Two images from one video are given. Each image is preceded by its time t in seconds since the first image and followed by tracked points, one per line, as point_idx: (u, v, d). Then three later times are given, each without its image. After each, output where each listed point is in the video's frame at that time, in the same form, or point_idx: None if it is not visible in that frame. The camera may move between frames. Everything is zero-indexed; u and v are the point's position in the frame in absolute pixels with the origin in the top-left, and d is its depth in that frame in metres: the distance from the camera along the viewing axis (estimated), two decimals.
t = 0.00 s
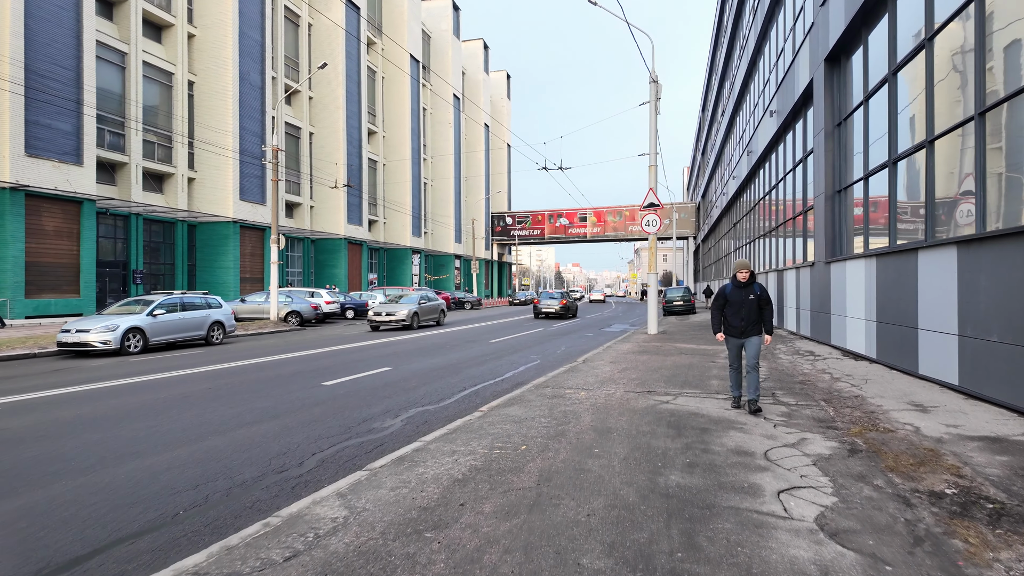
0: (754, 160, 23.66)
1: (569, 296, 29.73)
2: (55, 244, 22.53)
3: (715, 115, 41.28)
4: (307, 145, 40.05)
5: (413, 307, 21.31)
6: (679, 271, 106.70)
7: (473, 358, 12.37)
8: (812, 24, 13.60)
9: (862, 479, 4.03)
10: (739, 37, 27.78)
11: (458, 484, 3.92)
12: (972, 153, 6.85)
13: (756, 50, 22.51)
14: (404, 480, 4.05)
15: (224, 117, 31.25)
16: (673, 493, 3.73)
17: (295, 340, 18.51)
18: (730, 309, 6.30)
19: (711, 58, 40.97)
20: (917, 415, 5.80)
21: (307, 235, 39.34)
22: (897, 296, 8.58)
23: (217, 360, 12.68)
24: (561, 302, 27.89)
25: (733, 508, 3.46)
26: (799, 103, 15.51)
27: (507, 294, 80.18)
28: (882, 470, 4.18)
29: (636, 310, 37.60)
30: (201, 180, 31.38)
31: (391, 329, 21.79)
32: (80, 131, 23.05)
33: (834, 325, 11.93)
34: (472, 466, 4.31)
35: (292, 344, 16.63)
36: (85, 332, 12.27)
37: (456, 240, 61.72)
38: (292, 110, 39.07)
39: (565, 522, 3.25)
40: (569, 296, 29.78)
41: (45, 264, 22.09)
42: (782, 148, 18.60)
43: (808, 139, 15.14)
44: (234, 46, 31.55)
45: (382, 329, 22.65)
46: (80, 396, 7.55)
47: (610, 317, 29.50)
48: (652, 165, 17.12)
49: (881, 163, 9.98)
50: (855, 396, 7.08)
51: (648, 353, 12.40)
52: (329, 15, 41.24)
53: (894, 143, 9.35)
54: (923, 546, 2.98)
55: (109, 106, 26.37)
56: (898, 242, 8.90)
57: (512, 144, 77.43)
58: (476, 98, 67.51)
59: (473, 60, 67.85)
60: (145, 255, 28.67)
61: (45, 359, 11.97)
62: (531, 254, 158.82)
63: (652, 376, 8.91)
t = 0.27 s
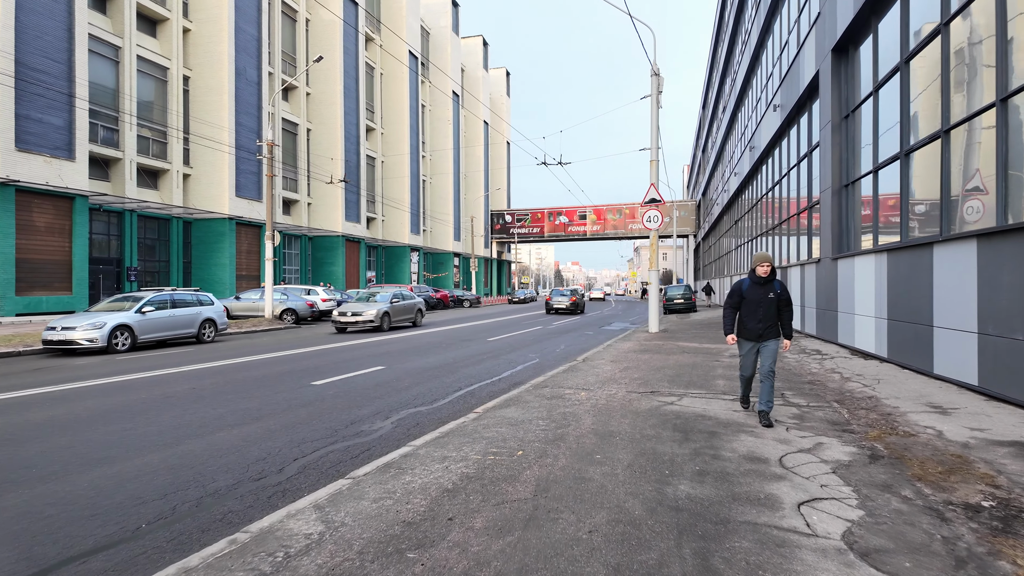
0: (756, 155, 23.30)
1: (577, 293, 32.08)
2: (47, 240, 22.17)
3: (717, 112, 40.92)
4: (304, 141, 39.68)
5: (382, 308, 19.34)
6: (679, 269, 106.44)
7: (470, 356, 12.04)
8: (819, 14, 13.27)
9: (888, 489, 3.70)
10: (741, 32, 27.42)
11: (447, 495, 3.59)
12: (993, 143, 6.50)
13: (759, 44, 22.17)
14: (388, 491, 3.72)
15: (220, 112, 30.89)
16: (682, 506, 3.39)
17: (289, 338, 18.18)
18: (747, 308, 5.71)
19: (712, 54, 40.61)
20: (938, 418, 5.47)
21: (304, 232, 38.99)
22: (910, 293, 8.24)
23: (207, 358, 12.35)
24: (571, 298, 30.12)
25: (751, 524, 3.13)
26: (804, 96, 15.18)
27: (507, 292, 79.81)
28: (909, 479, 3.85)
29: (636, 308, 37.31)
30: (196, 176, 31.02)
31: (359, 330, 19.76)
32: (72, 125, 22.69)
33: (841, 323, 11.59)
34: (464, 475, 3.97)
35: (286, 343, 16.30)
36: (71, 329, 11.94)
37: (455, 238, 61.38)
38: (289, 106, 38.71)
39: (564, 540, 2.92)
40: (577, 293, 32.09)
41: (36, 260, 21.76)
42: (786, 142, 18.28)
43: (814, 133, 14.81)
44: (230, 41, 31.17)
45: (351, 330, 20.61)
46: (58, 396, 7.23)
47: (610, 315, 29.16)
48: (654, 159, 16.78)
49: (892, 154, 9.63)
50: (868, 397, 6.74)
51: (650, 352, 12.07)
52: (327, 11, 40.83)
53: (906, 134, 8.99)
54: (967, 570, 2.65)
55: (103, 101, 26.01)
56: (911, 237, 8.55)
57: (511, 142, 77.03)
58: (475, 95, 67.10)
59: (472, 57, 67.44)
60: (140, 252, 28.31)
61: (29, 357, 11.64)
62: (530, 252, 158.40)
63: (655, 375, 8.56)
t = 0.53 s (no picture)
0: (759, 153, 22.96)
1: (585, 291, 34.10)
2: (39, 239, 21.85)
3: (718, 110, 40.60)
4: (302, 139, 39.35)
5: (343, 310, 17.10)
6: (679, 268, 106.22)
7: (466, 358, 11.74)
8: (824, 8, 12.95)
9: (914, 513, 3.39)
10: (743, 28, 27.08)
11: (431, 521, 3.28)
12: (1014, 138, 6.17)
13: (762, 40, 21.84)
14: (368, 515, 3.41)
15: (215, 110, 30.56)
16: (689, 535, 3.08)
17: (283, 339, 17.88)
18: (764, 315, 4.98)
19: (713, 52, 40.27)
20: (958, 429, 5.15)
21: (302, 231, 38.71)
22: (923, 294, 7.93)
23: (196, 361, 12.04)
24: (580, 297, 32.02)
25: (767, 557, 2.82)
26: (809, 91, 14.85)
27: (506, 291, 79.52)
28: (936, 502, 3.53)
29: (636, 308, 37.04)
30: (192, 174, 30.71)
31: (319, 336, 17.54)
32: (64, 122, 22.38)
33: (848, 325, 11.29)
34: (451, 496, 3.66)
35: (280, 344, 15.99)
36: (57, 331, 11.62)
37: (454, 237, 61.09)
38: (286, 104, 38.39)
39: None
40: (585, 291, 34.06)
41: (29, 260, 21.45)
42: (789, 140, 17.98)
43: (819, 130, 14.48)
44: (226, 37, 30.82)
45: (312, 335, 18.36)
46: (33, 402, 6.92)
47: (610, 315, 28.87)
48: (654, 157, 16.45)
49: (902, 150, 9.30)
50: (882, 404, 6.42)
51: (651, 354, 11.76)
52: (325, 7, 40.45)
53: (917, 129, 8.66)
54: None
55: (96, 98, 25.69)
56: (924, 236, 8.22)
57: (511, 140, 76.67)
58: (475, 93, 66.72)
59: (471, 55, 67.05)
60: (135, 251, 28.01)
61: (13, 360, 11.32)
62: (530, 251, 158.14)
63: (656, 380, 8.24)
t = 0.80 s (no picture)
0: (759, 150, 22.64)
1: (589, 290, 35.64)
2: (28, 238, 21.49)
3: (717, 108, 40.29)
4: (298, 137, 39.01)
5: (288, 313, 14.56)
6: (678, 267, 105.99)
7: (460, 358, 11.41)
8: None
9: (940, 531, 3.07)
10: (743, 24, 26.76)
11: (406, 541, 2.97)
12: None
13: (762, 35, 21.52)
14: (336, 534, 3.09)
15: (209, 107, 30.24)
16: (691, 559, 2.76)
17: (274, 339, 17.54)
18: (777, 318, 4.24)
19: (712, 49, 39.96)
20: (976, 434, 4.84)
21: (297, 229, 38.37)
22: (933, 292, 7.62)
23: (182, 361, 11.71)
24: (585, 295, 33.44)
25: None
26: (811, 85, 14.54)
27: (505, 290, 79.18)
28: (963, 519, 3.21)
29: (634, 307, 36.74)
30: (186, 172, 30.38)
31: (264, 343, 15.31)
32: (54, 119, 22.04)
33: (852, 323, 10.99)
34: (429, 512, 3.35)
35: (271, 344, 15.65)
36: (38, 331, 11.29)
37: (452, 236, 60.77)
38: (282, 101, 38.06)
39: None
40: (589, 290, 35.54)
41: (18, 258, 21.10)
42: (790, 136, 17.68)
43: (821, 124, 14.18)
44: (219, 34, 30.49)
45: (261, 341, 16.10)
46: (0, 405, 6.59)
47: (608, 315, 28.54)
48: (653, 153, 16.13)
49: (909, 143, 8.99)
50: (892, 407, 6.10)
51: (650, 354, 11.43)
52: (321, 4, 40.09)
53: (925, 119, 8.35)
54: None
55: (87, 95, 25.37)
56: (932, 231, 7.92)
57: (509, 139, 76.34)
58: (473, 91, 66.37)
59: (469, 53, 66.70)
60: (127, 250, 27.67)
61: None
62: (528, 250, 157.83)
63: (655, 381, 7.90)
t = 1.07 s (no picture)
0: (762, 149, 22.29)
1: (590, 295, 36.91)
2: (20, 239, 21.20)
3: (719, 107, 39.91)
4: (296, 137, 38.72)
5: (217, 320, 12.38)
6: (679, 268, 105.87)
7: (455, 362, 11.07)
8: None
9: (978, 570, 2.73)
10: (745, 23, 26.44)
11: None
12: None
13: (765, 32, 21.18)
14: (300, 571, 2.77)
15: (205, 106, 29.97)
16: None
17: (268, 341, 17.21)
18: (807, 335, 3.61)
19: (714, 48, 39.64)
20: (1003, 451, 4.50)
21: (295, 230, 38.09)
22: (948, 295, 7.28)
23: (171, 365, 11.40)
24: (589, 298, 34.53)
25: None
26: (816, 82, 14.21)
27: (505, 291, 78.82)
28: (1003, 556, 2.87)
29: (635, 308, 36.38)
30: (182, 172, 30.10)
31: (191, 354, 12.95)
32: (46, 119, 21.74)
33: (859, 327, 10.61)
34: (405, 545, 3.01)
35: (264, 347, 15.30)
36: (22, 334, 10.98)
37: (451, 236, 60.46)
38: (280, 101, 37.78)
39: None
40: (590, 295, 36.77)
41: (9, 259, 20.81)
42: (794, 134, 17.33)
43: (827, 123, 13.85)
44: (216, 32, 30.20)
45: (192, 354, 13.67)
46: None
47: (609, 316, 28.21)
48: (654, 151, 15.80)
49: (921, 140, 8.63)
50: (909, 418, 5.74)
51: (651, 358, 11.08)
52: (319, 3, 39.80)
53: (938, 114, 8.01)
54: None
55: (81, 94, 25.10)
56: (946, 232, 7.59)
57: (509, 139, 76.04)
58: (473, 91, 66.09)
59: (469, 53, 66.42)
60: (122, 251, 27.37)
61: None
62: (529, 251, 157.61)
63: (657, 389, 7.55)
